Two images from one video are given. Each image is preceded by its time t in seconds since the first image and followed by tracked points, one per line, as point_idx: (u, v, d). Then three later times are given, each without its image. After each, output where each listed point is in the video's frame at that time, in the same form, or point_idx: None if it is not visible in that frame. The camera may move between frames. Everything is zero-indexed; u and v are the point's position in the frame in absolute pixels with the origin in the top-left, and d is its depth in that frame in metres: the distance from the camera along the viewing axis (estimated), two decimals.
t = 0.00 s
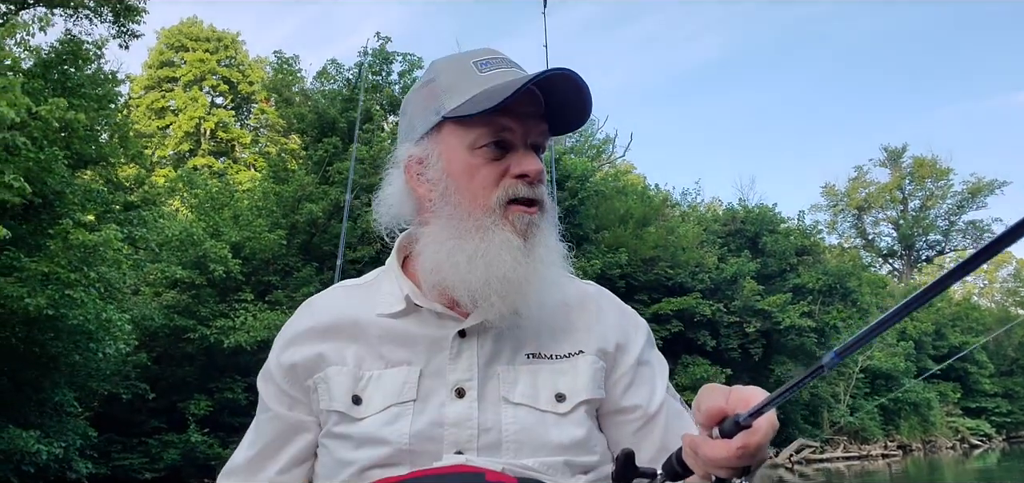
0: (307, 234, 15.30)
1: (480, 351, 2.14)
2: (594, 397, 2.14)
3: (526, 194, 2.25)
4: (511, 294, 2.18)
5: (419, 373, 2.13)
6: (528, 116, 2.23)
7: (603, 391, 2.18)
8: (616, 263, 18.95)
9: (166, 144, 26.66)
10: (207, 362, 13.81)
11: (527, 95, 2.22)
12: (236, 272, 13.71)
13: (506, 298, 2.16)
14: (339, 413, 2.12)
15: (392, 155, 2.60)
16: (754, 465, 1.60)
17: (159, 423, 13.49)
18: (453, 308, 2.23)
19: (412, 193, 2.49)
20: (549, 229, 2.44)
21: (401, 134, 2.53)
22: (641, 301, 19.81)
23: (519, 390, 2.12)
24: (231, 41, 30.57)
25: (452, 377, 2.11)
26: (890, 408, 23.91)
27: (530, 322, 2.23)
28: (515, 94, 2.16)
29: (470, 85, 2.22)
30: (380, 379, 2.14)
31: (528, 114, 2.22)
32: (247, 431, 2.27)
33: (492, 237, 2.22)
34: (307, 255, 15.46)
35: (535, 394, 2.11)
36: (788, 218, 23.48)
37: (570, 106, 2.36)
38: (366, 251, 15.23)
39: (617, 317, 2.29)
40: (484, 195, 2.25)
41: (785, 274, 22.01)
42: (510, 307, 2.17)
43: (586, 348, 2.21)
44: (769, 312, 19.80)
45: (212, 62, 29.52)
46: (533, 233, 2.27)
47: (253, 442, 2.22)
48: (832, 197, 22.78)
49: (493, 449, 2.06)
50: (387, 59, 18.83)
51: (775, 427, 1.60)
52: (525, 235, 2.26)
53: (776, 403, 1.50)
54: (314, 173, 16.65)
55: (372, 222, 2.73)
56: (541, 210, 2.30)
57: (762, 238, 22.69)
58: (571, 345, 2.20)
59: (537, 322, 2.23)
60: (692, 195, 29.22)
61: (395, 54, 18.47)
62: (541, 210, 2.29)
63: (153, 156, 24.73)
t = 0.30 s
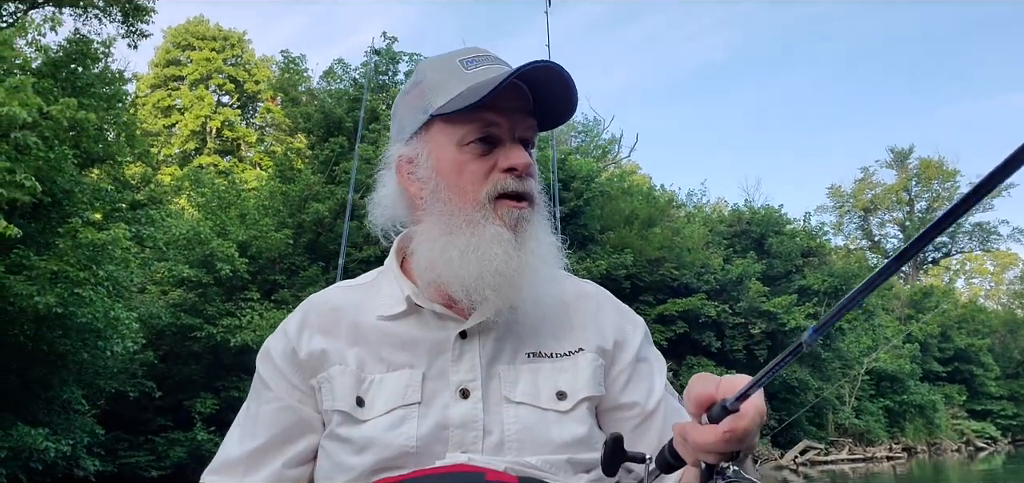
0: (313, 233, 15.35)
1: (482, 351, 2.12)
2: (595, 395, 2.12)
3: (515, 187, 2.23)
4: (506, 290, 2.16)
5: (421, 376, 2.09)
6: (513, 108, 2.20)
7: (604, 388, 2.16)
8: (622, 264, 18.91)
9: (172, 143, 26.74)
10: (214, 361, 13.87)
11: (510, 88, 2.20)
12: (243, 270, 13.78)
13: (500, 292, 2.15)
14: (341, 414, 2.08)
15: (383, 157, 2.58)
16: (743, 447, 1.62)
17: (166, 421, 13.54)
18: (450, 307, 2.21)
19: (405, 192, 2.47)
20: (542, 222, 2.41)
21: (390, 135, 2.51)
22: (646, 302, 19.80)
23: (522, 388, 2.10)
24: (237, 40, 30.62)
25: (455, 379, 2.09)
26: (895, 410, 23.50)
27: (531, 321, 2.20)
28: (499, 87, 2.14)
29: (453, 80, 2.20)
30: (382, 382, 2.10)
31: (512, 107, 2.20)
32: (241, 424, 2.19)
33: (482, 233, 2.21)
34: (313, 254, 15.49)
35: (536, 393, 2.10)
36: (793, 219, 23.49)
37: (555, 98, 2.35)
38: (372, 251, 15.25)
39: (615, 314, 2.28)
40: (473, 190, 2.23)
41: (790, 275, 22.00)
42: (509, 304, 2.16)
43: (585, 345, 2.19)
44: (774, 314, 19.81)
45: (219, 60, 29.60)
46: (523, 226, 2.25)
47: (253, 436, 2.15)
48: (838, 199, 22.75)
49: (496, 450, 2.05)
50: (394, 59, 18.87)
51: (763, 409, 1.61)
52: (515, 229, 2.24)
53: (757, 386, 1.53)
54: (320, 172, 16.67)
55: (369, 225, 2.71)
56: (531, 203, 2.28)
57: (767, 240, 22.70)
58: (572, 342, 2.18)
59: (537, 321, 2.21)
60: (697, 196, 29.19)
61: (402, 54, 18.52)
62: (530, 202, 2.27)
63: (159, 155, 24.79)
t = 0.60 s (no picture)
0: (318, 233, 15.40)
1: (483, 353, 2.14)
2: (595, 395, 2.14)
3: (482, 191, 2.18)
4: (482, 293, 2.16)
5: (423, 376, 2.10)
6: (476, 110, 2.14)
7: (604, 389, 2.18)
8: (625, 265, 18.92)
9: (177, 142, 26.80)
10: (218, 359, 13.94)
11: (470, 88, 2.12)
12: (249, 270, 13.86)
13: (471, 295, 2.16)
14: (342, 411, 2.07)
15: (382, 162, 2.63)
16: (740, 436, 1.62)
17: (171, 419, 13.63)
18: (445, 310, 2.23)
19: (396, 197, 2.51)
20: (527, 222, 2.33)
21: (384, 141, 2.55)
22: (649, 302, 19.81)
23: (522, 390, 2.12)
24: (241, 39, 30.67)
25: (456, 379, 2.10)
26: (898, 411, 23.54)
27: (530, 323, 2.23)
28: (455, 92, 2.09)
29: (417, 84, 2.17)
30: (383, 382, 2.10)
31: (475, 108, 2.13)
32: (238, 406, 2.16)
33: (449, 239, 2.19)
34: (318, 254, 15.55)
35: (537, 394, 2.12)
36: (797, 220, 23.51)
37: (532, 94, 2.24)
38: (377, 251, 15.30)
39: (614, 316, 2.31)
40: (441, 195, 2.21)
41: (793, 276, 22.01)
42: (498, 306, 2.17)
43: (585, 346, 2.22)
44: (777, 315, 19.82)
45: (223, 60, 29.64)
46: (495, 228, 2.20)
47: (254, 420, 2.11)
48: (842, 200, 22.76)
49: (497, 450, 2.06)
50: (398, 59, 18.91)
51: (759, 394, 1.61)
52: (486, 232, 2.19)
53: (755, 369, 1.59)
54: (325, 172, 16.72)
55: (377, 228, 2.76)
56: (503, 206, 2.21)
57: (771, 241, 22.73)
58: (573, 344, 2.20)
59: (536, 323, 2.23)
60: (700, 196, 29.20)
61: (406, 54, 18.56)
62: (503, 204, 2.21)
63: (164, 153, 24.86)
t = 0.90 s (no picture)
0: (323, 232, 15.46)
1: (475, 355, 2.14)
2: (592, 396, 2.14)
3: (413, 193, 2.17)
4: (420, 295, 2.14)
5: (416, 379, 2.11)
6: (406, 110, 2.13)
7: (602, 388, 2.18)
8: (629, 265, 18.96)
9: (182, 141, 26.91)
10: (224, 358, 14.04)
11: (397, 90, 2.14)
12: (254, 269, 13.95)
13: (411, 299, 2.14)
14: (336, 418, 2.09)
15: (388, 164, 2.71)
16: (739, 430, 1.65)
17: (177, 418, 13.74)
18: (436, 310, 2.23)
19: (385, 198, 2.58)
20: (482, 225, 2.26)
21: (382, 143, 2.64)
22: (652, 303, 19.83)
23: (519, 392, 2.10)
24: (247, 39, 30.73)
25: (449, 382, 2.10)
26: (901, 412, 23.50)
27: (525, 322, 2.21)
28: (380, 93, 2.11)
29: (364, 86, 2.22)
30: (376, 387, 2.12)
31: (404, 110, 2.13)
32: (232, 417, 2.18)
33: (387, 241, 2.21)
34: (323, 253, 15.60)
35: (534, 394, 2.10)
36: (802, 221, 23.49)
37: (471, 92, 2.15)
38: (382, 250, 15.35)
39: (612, 312, 2.28)
40: (383, 197, 2.24)
41: (797, 277, 22.02)
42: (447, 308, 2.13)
43: (582, 345, 2.20)
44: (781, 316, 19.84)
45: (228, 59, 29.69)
46: (428, 231, 2.17)
47: (247, 431, 2.13)
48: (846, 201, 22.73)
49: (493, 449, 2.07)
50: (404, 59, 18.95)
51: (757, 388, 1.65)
52: (419, 236, 2.17)
53: (751, 361, 1.63)
54: (330, 172, 16.77)
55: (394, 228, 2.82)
56: (436, 208, 2.19)
57: (775, 241, 22.75)
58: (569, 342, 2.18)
59: (534, 321, 2.21)
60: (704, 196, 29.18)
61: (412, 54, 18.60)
62: (436, 206, 2.17)
63: (170, 153, 24.97)
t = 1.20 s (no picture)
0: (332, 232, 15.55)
1: (465, 350, 2.09)
2: (583, 391, 2.11)
3: (366, 190, 2.16)
4: (374, 292, 2.11)
5: (407, 374, 2.05)
6: (360, 107, 2.15)
7: (591, 384, 2.15)
8: (636, 265, 19.00)
9: (191, 142, 27.06)
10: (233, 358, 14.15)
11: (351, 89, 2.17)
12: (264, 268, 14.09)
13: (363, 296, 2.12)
14: (323, 412, 2.02)
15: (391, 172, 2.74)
16: (730, 427, 1.72)
17: (187, 417, 13.85)
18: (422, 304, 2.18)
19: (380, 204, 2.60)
20: (442, 222, 2.21)
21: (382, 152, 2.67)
22: (659, 302, 19.84)
23: (509, 386, 2.06)
24: (255, 40, 30.87)
25: (439, 376, 2.05)
26: (908, 412, 23.44)
27: (514, 318, 2.16)
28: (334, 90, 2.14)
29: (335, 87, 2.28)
30: (364, 380, 2.06)
31: (358, 106, 2.15)
32: (219, 409, 2.10)
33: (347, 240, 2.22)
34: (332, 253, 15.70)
35: (524, 389, 2.05)
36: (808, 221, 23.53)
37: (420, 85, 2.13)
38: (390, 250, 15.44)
39: (604, 312, 2.25)
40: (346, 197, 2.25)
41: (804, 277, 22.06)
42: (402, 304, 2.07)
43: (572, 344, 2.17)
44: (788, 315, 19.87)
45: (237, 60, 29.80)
46: (380, 229, 2.14)
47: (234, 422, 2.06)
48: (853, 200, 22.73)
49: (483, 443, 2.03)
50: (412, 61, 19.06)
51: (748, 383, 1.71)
52: (373, 232, 2.15)
53: (744, 357, 1.68)
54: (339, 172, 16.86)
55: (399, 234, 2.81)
56: (387, 206, 2.16)
57: (782, 241, 22.81)
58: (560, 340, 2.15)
59: (523, 318, 2.16)
60: (711, 196, 29.19)
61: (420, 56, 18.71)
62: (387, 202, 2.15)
63: (179, 153, 25.12)
